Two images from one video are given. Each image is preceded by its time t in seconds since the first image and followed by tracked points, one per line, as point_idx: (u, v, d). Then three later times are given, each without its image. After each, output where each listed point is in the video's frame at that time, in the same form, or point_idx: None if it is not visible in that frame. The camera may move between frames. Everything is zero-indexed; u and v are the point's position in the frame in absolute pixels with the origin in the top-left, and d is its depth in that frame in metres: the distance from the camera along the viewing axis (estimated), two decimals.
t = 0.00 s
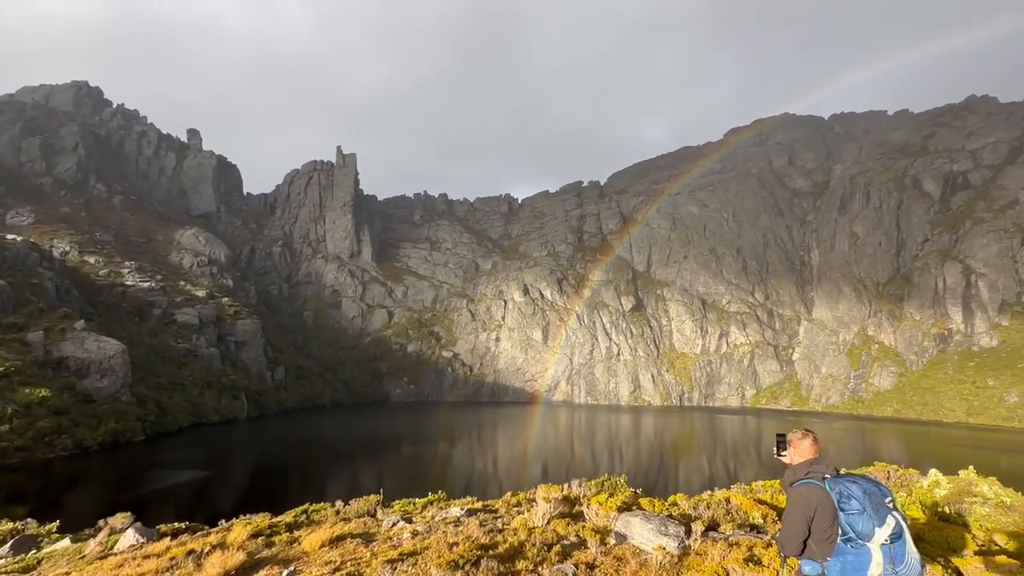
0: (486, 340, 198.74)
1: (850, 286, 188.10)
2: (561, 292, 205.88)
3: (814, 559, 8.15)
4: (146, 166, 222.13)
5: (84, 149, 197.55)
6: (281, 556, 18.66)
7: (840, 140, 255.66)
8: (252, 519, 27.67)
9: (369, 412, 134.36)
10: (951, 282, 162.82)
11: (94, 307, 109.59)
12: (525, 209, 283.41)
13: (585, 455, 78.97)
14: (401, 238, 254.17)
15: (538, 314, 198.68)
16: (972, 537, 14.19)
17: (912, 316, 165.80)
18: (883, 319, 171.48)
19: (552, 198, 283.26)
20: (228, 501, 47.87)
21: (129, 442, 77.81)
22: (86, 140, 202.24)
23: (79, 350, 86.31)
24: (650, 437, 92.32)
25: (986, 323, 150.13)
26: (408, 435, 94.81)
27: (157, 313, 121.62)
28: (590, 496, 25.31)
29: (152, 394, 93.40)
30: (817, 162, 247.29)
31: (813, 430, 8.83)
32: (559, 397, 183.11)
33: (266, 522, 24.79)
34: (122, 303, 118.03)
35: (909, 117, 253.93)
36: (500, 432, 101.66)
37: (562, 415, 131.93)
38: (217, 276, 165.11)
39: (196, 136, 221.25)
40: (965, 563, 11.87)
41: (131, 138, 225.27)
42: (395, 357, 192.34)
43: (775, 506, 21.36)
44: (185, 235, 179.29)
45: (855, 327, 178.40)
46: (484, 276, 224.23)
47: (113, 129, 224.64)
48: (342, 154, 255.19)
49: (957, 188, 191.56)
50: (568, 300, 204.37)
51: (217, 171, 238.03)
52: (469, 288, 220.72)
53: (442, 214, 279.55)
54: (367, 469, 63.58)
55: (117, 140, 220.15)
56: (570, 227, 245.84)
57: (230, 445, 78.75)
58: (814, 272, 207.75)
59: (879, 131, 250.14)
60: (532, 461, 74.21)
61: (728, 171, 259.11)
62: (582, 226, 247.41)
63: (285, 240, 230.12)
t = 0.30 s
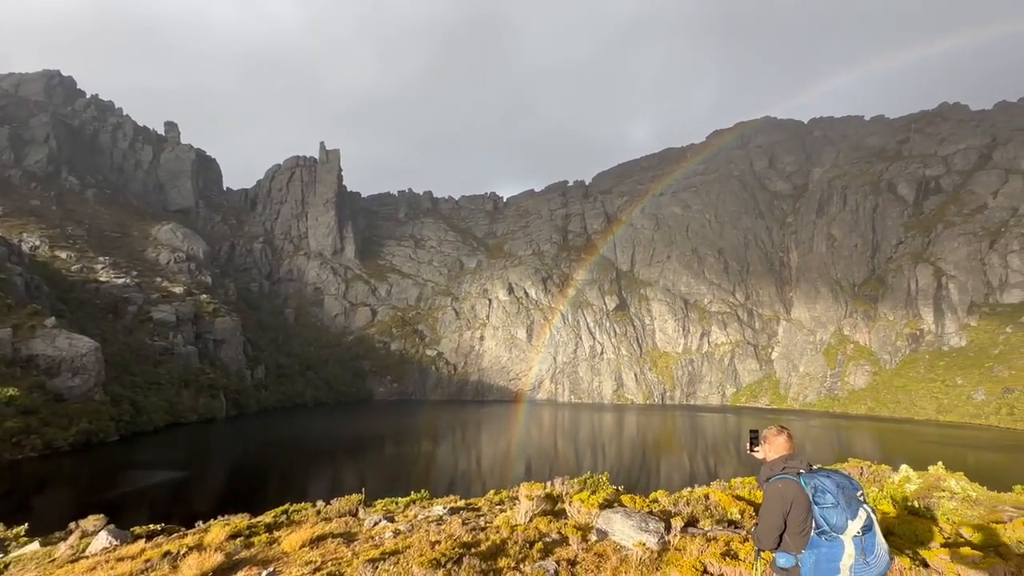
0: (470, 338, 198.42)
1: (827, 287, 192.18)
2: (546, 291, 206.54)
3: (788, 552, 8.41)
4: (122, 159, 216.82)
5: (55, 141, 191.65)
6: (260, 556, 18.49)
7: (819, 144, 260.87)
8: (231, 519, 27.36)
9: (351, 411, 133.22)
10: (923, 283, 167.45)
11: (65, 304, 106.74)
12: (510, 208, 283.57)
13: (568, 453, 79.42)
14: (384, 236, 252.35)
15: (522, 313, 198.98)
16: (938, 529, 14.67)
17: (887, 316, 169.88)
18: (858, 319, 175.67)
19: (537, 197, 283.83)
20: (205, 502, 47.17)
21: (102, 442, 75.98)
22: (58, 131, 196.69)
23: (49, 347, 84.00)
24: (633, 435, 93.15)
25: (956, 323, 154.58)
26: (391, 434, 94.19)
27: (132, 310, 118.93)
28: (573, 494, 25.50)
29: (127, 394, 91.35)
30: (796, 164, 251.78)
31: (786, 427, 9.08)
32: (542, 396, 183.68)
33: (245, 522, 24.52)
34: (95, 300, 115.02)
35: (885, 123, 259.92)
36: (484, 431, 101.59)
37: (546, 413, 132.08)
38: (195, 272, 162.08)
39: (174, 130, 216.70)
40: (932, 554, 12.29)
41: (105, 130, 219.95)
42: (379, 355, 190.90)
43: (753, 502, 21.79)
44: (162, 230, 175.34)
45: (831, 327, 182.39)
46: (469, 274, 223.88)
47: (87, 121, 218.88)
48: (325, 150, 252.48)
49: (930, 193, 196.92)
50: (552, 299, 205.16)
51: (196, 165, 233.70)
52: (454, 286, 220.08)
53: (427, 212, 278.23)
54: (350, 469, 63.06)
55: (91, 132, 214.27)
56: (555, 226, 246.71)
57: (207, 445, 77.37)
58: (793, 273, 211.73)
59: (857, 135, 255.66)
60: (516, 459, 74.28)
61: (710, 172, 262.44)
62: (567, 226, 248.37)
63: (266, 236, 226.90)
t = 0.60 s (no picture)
0: (454, 337, 197.81)
1: (805, 287, 196.10)
2: (530, 290, 206.84)
3: (765, 543, 8.67)
4: (95, 153, 211.24)
5: (24, 132, 181.85)
6: (238, 558, 18.28)
7: (797, 147, 265.82)
8: (209, 521, 26.99)
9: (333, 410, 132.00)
10: (896, 283, 171.76)
11: (35, 301, 103.73)
12: (495, 206, 283.31)
13: (552, 451, 79.86)
14: (368, 233, 250.28)
15: (507, 312, 199.04)
16: (908, 521, 15.17)
17: (862, 316, 173.95)
18: (835, 318, 179.70)
19: (522, 196, 284.12)
20: (183, 504, 46.35)
21: (74, 443, 74.20)
22: (28, 123, 190.74)
23: (18, 346, 81.64)
24: (617, 433, 94.07)
25: (927, 323, 158.89)
26: (374, 433, 93.57)
27: (106, 307, 116.13)
28: (555, 491, 25.71)
29: (100, 393, 89.25)
30: (777, 166, 256.06)
31: (763, 422, 9.35)
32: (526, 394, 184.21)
33: (224, 523, 24.22)
34: (67, 296, 111.78)
35: (861, 127, 265.75)
36: (468, 430, 101.49)
37: (529, 412, 132.10)
38: (172, 269, 158.82)
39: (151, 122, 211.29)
40: (901, 545, 12.71)
41: (78, 122, 214.18)
42: (362, 353, 189.10)
43: (731, 497, 22.23)
44: (137, 226, 171.22)
45: (809, 326, 186.09)
46: (453, 273, 223.20)
47: (58, 112, 212.83)
48: (307, 145, 249.43)
49: (904, 196, 201.82)
50: (537, 298, 205.64)
51: (173, 159, 228.93)
52: (438, 285, 219.15)
53: (411, 210, 276.57)
54: (332, 469, 62.49)
55: (63, 124, 208.35)
56: (539, 225, 247.26)
57: (184, 446, 75.99)
58: (773, 273, 215.39)
59: (835, 138, 260.94)
60: (499, 458, 74.49)
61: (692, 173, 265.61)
62: (551, 225, 249.06)
63: (246, 233, 223.40)
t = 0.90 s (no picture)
0: (437, 335, 196.86)
1: (782, 287, 200.03)
2: (513, 289, 206.92)
3: (741, 536, 8.94)
4: (64, 145, 204.91)
5: None
6: (214, 560, 18.07)
7: (775, 149, 270.76)
8: (185, 524, 26.51)
9: (313, 410, 130.38)
10: (868, 283, 176.18)
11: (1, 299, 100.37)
12: (478, 205, 282.71)
13: (534, 449, 80.17)
14: (349, 231, 247.71)
15: (490, 310, 198.86)
16: (879, 515, 15.66)
17: (836, 315, 178.16)
18: (810, 318, 183.84)
19: (505, 195, 284.04)
20: (157, 507, 45.43)
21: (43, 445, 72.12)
22: None
23: None
24: (599, 431, 94.75)
25: (897, 322, 163.32)
26: (354, 433, 92.76)
27: (76, 306, 112.92)
28: (537, 489, 25.87)
29: (70, 394, 86.85)
30: (755, 167, 260.38)
31: (738, 418, 9.60)
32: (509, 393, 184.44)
33: (200, 526, 23.84)
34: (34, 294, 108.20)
35: (837, 130, 271.75)
36: (450, 428, 101.13)
37: (512, 410, 132.26)
38: (145, 266, 155.08)
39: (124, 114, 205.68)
40: (869, 536, 13.16)
41: (46, 113, 207.50)
42: (343, 352, 186.91)
43: (709, 492, 22.63)
44: (108, 221, 166.81)
45: (785, 325, 189.90)
46: (436, 271, 222.15)
47: (25, 103, 205.86)
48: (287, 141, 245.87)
49: (878, 198, 206.98)
50: (520, 296, 205.87)
51: (147, 153, 223.34)
52: (421, 283, 217.82)
53: (393, 208, 274.37)
54: (312, 469, 61.79)
55: (30, 115, 201.61)
56: (522, 224, 247.46)
57: (158, 447, 74.46)
58: (751, 273, 219.16)
59: (812, 141, 266.37)
60: (482, 456, 74.47)
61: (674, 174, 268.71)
62: (534, 224, 249.44)
63: (223, 230, 219.27)
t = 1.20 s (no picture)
0: (417, 335, 195.53)
1: (758, 287, 204.17)
2: (494, 288, 206.88)
3: (718, 530, 9.14)
4: (27, 137, 197.61)
5: None
6: (186, 566, 17.70)
7: (751, 153, 276.00)
8: (155, 528, 25.90)
9: (291, 411, 128.42)
10: (840, 284, 180.81)
11: None
12: (460, 204, 281.85)
13: (515, 448, 80.56)
14: (328, 229, 244.64)
15: (471, 310, 198.48)
16: (847, 508, 16.15)
17: (809, 315, 182.55)
18: (784, 317, 188.04)
19: (486, 194, 283.78)
20: (127, 511, 44.31)
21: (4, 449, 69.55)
22: None
23: None
24: (580, 429, 95.56)
25: (867, 321, 167.98)
26: (332, 434, 91.66)
27: (40, 304, 109.13)
28: (517, 487, 25.92)
29: (33, 395, 83.92)
30: (733, 170, 265.06)
31: (714, 414, 9.82)
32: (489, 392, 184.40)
33: (172, 530, 23.33)
34: None
35: (811, 134, 278.20)
36: (431, 428, 100.71)
37: (493, 409, 132.43)
38: (114, 263, 150.73)
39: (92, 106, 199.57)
40: (838, 529, 13.57)
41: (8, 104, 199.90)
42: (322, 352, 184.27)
43: (686, 489, 23.00)
44: (75, 217, 161.62)
45: (761, 324, 193.83)
46: (417, 270, 220.86)
47: None
48: (264, 136, 241.70)
49: (849, 201, 212.57)
50: (501, 295, 205.83)
51: (116, 147, 216.91)
52: (402, 282, 216.24)
53: (373, 206, 271.86)
54: (289, 471, 60.86)
55: None
56: (503, 224, 247.48)
57: (127, 450, 72.45)
58: (728, 273, 223.13)
59: (787, 145, 272.20)
60: (463, 456, 74.49)
61: (653, 175, 271.91)
62: (516, 223, 249.76)
63: (197, 226, 214.43)
